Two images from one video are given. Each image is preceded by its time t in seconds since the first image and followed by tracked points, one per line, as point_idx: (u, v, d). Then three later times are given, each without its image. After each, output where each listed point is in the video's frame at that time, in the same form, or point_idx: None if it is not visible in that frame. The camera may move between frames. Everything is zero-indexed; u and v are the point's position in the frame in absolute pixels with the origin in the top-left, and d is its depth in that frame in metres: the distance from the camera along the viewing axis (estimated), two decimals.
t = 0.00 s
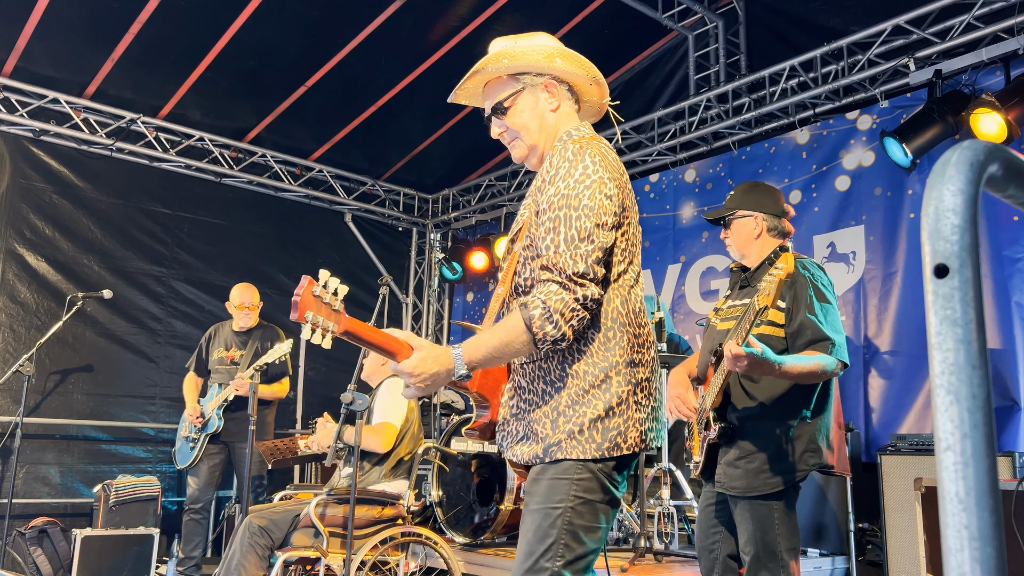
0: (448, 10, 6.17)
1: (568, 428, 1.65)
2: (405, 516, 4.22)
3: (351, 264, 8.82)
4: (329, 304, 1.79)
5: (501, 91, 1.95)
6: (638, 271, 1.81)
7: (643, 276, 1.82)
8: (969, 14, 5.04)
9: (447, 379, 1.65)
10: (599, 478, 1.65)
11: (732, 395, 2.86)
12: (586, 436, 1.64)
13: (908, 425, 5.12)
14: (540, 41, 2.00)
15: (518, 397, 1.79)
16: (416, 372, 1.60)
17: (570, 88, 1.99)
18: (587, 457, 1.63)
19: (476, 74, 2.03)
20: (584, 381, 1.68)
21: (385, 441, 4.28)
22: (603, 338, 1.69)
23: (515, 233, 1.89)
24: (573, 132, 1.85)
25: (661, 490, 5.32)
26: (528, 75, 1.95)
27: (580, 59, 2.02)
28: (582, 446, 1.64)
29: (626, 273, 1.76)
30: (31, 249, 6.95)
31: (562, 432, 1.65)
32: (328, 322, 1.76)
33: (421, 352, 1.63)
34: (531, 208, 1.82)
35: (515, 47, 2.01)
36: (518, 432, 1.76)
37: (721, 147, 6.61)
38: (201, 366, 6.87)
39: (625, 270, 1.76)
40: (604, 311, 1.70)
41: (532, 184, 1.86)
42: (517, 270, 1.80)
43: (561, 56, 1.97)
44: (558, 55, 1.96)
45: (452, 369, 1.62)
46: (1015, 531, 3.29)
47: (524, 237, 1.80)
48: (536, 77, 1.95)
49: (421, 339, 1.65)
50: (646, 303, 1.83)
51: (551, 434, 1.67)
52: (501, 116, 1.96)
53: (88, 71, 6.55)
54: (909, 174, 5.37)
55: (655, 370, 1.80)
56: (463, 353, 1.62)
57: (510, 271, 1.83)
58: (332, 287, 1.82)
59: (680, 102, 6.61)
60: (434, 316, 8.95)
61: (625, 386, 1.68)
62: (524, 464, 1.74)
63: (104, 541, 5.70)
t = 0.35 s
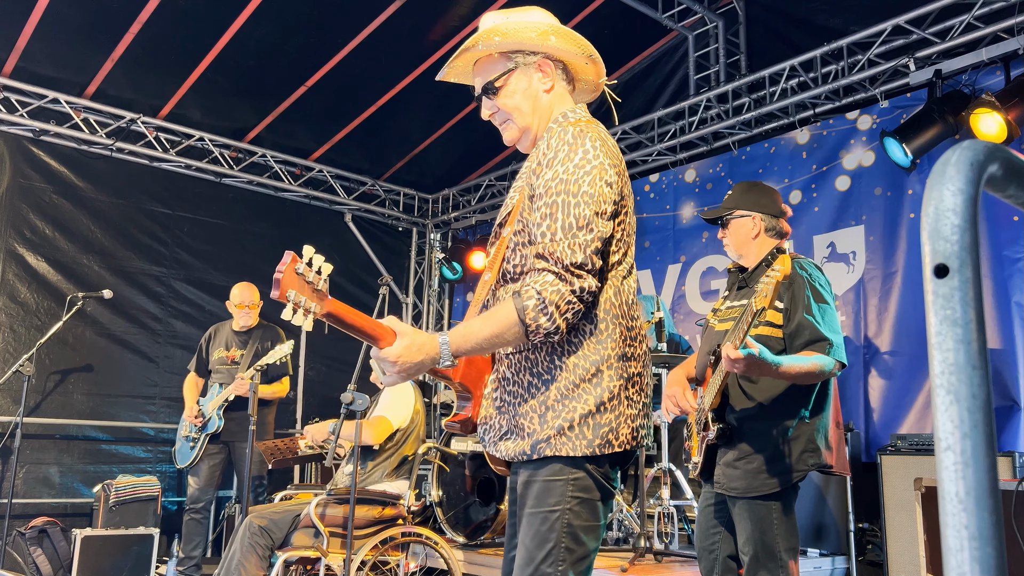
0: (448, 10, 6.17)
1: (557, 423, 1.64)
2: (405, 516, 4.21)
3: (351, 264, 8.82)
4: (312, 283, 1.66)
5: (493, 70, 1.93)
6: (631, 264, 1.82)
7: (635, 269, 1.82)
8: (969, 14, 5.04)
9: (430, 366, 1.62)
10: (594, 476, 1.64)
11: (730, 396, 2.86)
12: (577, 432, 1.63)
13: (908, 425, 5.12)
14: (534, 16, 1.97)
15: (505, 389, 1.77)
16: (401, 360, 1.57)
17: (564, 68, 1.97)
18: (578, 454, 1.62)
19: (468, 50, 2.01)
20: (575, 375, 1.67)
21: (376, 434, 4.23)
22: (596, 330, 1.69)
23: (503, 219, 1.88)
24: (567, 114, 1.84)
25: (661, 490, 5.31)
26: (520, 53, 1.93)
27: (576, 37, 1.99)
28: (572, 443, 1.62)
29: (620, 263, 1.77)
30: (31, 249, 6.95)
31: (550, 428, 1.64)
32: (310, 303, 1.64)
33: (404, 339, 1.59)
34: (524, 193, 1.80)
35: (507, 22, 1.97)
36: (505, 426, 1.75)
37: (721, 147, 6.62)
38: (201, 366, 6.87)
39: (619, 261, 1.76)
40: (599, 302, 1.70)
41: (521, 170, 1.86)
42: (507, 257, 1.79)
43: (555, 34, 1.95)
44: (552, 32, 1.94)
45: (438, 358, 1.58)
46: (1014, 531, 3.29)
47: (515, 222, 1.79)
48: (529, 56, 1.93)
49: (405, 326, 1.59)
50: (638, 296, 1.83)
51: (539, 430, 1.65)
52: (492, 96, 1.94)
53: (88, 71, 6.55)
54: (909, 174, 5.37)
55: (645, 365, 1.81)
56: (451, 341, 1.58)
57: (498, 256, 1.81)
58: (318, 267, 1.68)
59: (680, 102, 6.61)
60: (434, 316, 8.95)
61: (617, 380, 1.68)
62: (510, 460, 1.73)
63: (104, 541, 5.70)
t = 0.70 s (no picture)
0: (448, 10, 6.17)
1: (545, 427, 1.63)
2: (405, 516, 4.21)
3: (351, 264, 8.82)
4: (315, 278, 1.61)
5: (483, 75, 1.93)
6: (623, 272, 1.83)
7: (627, 278, 1.83)
8: (969, 14, 5.03)
9: (420, 366, 1.59)
10: (579, 483, 1.64)
11: (730, 396, 2.86)
12: (565, 436, 1.62)
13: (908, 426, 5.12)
14: (525, 18, 1.96)
15: (492, 391, 1.76)
16: (393, 358, 1.54)
17: (554, 67, 1.96)
18: (567, 458, 1.61)
19: (460, 54, 2.01)
20: (565, 379, 1.66)
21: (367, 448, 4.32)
22: (588, 335, 1.69)
23: (496, 218, 1.85)
24: (560, 119, 1.83)
25: (661, 490, 5.31)
26: (509, 55, 1.92)
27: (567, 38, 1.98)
28: (560, 447, 1.62)
29: (614, 270, 1.77)
30: (31, 249, 6.95)
31: (539, 432, 1.63)
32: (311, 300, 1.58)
33: (398, 337, 1.56)
34: (519, 193, 1.80)
35: (499, 24, 1.97)
36: (491, 428, 1.74)
37: (721, 147, 6.62)
38: (201, 366, 6.87)
39: (613, 268, 1.77)
40: (593, 307, 1.70)
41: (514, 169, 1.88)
42: (499, 258, 1.78)
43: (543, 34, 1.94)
44: (541, 34, 1.93)
45: (431, 357, 1.55)
46: (1014, 531, 3.29)
47: (508, 222, 1.79)
48: (517, 59, 1.93)
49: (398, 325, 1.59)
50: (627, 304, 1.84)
51: (526, 433, 1.65)
52: (484, 101, 1.95)
53: (88, 71, 6.55)
54: (909, 174, 5.37)
55: (632, 372, 1.81)
56: (444, 341, 1.54)
57: (489, 257, 1.80)
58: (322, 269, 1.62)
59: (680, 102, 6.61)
60: (434, 316, 8.94)
61: (606, 386, 1.68)
62: (493, 463, 1.72)
63: (104, 541, 5.70)
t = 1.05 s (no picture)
0: (447, 10, 6.17)
1: (539, 426, 1.63)
2: (405, 515, 4.20)
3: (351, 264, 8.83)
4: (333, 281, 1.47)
5: (475, 91, 1.94)
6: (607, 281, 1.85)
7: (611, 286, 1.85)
8: (969, 14, 5.03)
9: (418, 370, 1.55)
10: (570, 478, 1.65)
11: (736, 398, 2.84)
12: (558, 435, 1.63)
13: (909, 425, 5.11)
14: (517, 41, 1.98)
15: (482, 394, 1.76)
16: (394, 363, 1.49)
17: (542, 90, 1.98)
18: (558, 457, 1.62)
19: (451, 72, 2.02)
20: (556, 381, 1.67)
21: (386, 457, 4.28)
22: (577, 340, 1.70)
23: (485, 229, 1.87)
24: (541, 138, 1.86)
25: (661, 490, 5.29)
26: (502, 72, 1.93)
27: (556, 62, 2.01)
28: (553, 446, 1.62)
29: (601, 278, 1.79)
30: (31, 249, 6.95)
31: (532, 432, 1.63)
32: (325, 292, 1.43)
33: (397, 341, 1.51)
34: (509, 208, 1.80)
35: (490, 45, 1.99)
36: (481, 429, 1.73)
37: (721, 147, 6.61)
38: (201, 366, 6.87)
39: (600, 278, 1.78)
40: (582, 314, 1.71)
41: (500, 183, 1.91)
42: (490, 266, 1.78)
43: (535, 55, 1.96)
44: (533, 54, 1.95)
45: (428, 361, 1.52)
46: (1015, 531, 3.28)
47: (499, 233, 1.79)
48: (508, 78, 1.94)
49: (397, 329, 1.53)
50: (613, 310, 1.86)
51: (521, 432, 1.64)
52: (474, 116, 1.95)
53: (88, 71, 6.55)
54: (909, 174, 5.37)
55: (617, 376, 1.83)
56: (442, 347, 1.53)
57: (479, 266, 1.80)
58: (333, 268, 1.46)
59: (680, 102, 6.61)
60: (433, 316, 8.94)
61: (595, 388, 1.69)
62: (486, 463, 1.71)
63: (104, 541, 5.70)
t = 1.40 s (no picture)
0: (448, 10, 6.17)
1: (539, 427, 1.63)
2: (405, 516, 4.21)
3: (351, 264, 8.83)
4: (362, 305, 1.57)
5: (456, 114, 1.96)
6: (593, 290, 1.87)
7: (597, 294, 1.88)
8: (969, 14, 5.03)
9: (423, 377, 1.56)
10: (568, 472, 1.66)
11: (732, 397, 2.85)
12: (556, 435, 1.63)
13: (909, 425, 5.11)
14: (496, 66, 2.02)
15: (479, 399, 1.75)
16: (400, 370, 1.50)
17: (520, 111, 2.00)
18: (558, 456, 1.63)
19: (433, 97, 2.03)
20: (552, 384, 1.68)
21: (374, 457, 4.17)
22: (570, 344, 1.71)
23: (474, 242, 1.87)
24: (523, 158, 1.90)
25: (661, 490, 5.29)
26: (483, 97, 1.95)
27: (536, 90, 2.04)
28: (553, 446, 1.63)
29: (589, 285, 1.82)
30: (31, 249, 6.95)
31: (532, 432, 1.63)
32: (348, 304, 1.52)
33: (403, 350, 1.53)
34: (500, 219, 1.81)
35: (470, 72, 2.02)
36: (480, 431, 1.72)
37: (721, 147, 6.61)
38: (201, 366, 6.86)
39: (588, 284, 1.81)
40: (573, 321, 1.72)
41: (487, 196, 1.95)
42: (484, 277, 1.79)
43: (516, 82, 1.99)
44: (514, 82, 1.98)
45: (433, 369, 1.53)
46: (1015, 531, 3.29)
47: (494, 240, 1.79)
48: (488, 101, 1.96)
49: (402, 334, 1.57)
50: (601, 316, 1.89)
51: (522, 433, 1.64)
52: (457, 138, 1.97)
53: (88, 71, 6.55)
54: (909, 174, 5.37)
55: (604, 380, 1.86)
56: (446, 354, 1.54)
57: (473, 276, 1.81)
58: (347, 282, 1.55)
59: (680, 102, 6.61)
60: (433, 316, 8.94)
61: (588, 392, 1.71)
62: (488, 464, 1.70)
63: (104, 541, 5.69)
